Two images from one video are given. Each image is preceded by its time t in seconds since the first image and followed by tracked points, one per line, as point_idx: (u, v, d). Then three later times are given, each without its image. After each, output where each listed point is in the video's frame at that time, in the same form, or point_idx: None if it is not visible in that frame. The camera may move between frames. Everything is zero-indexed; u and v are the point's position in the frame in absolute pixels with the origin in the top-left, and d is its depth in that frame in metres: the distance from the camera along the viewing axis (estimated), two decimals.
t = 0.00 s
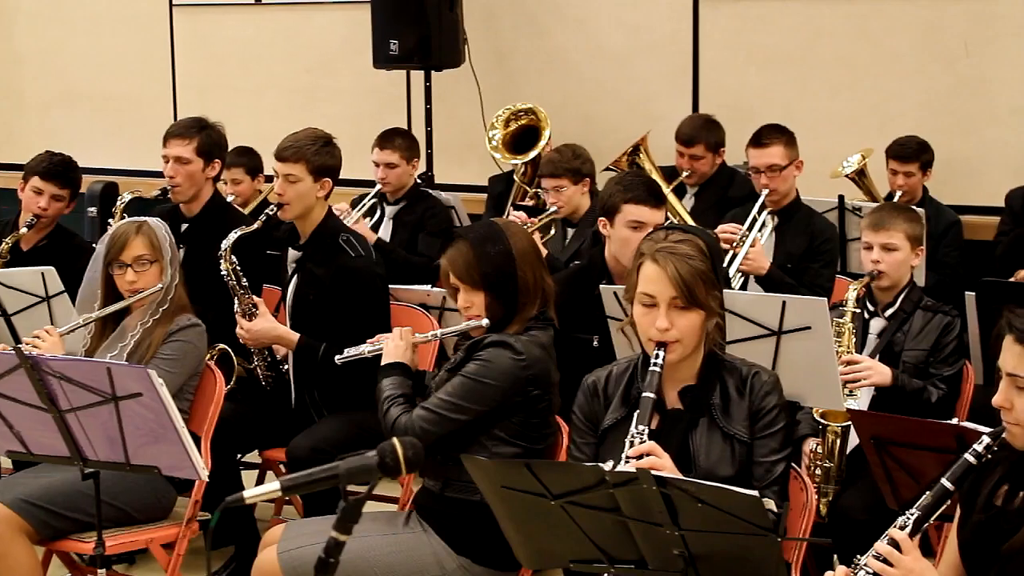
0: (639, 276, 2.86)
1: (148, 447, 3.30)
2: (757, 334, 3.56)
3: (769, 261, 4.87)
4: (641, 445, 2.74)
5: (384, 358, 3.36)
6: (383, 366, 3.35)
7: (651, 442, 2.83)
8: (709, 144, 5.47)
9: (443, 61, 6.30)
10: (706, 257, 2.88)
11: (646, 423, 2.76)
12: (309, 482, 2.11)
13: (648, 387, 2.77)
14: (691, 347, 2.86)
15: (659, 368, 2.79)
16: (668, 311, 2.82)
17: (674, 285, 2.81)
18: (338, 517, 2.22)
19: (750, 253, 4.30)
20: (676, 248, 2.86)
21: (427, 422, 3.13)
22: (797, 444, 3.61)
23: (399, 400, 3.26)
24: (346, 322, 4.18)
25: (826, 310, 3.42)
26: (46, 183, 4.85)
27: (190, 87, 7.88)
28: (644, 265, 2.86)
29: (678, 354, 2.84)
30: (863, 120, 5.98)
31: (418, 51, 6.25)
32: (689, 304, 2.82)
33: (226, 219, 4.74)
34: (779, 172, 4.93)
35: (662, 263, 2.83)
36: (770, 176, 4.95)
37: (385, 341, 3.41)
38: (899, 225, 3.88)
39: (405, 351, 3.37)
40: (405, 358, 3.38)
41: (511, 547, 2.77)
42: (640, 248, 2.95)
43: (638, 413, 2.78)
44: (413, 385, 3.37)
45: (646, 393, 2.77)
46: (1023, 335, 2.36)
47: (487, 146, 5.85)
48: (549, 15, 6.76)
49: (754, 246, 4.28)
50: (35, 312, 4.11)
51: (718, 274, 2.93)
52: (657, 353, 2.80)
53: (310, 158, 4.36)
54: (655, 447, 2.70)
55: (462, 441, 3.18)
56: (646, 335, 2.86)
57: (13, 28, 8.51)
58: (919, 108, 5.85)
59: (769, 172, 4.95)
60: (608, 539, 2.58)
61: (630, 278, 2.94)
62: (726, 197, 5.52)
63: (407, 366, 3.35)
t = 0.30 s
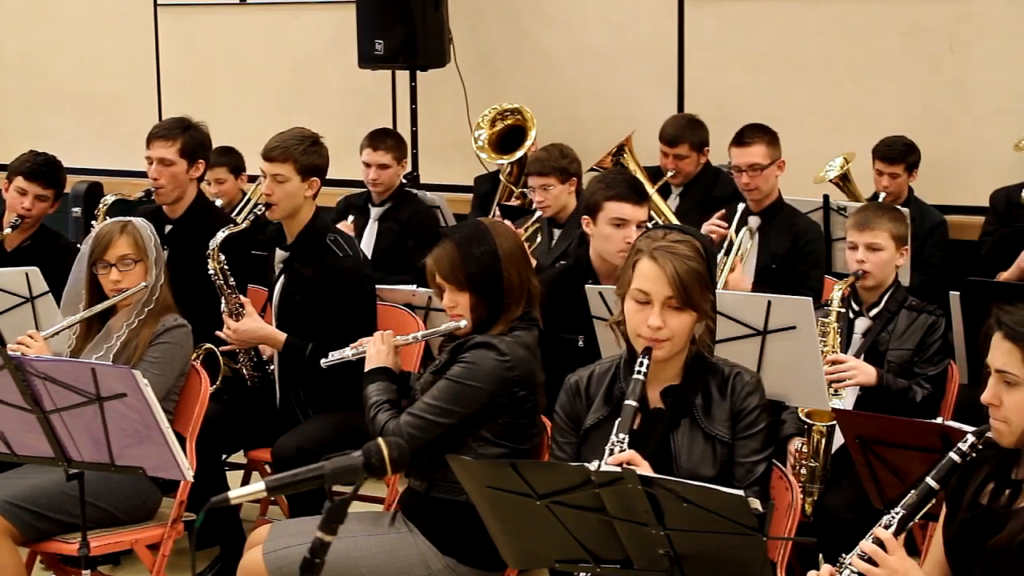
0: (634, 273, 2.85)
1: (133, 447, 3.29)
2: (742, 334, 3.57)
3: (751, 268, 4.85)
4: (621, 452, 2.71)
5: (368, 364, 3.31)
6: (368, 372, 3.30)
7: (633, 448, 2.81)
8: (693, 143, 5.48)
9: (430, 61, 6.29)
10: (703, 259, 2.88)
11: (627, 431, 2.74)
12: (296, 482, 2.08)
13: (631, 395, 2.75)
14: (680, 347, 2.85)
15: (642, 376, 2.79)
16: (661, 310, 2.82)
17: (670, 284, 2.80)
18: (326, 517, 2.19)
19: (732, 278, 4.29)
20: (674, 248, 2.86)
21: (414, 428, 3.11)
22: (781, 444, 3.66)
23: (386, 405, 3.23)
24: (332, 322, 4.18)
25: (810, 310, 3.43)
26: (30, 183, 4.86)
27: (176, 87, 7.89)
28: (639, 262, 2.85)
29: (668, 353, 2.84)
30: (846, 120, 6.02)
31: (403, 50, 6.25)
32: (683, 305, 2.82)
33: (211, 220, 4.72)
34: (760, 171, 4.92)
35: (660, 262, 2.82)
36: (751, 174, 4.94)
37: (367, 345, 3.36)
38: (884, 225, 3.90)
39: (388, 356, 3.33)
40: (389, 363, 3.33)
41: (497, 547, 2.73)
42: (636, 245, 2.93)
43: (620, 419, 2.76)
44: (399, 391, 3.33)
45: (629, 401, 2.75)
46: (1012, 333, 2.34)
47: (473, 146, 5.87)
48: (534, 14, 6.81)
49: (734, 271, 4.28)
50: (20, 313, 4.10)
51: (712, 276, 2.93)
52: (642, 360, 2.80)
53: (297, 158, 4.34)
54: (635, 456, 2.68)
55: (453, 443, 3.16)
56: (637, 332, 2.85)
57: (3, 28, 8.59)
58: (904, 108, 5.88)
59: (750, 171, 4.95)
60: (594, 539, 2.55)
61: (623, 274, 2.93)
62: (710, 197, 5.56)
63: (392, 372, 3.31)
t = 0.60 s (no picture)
0: (640, 262, 2.85)
1: (118, 449, 3.28)
2: (727, 334, 3.56)
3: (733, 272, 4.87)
4: (605, 453, 2.71)
5: (349, 369, 3.29)
6: (350, 377, 3.28)
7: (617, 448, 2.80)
8: (678, 143, 5.50)
9: (414, 61, 6.29)
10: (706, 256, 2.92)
11: (611, 433, 2.72)
12: (281, 482, 2.05)
13: (614, 396, 2.74)
14: (674, 340, 2.86)
15: (624, 375, 2.77)
16: (664, 301, 2.82)
17: (681, 275, 2.83)
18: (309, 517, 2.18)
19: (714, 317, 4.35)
20: (681, 242, 2.89)
21: (399, 430, 3.07)
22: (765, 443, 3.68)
23: (370, 409, 3.19)
24: (317, 322, 4.17)
25: (795, 309, 3.43)
26: (15, 184, 4.85)
27: (161, 87, 7.89)
28: (646, 251, 2.86)
29: (663, 345, 2.84)
30: (830, 121, 6.06)
31: (387, 51, 6.25)
32: (686, 298, 2.84)
33: (196, 220, 4.72)
34: (740, 173, 4.91)
35: (670, 253, 2.84)
36: (731, 177, 4.93)
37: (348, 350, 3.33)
38: (869, 224, 3.95)
39: (369, 360, 3.30)
40: (371, 367, 3.30)
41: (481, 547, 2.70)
42: (637, 237, 2.95)
43: (603, 422, 2.74)
44: (382, 395, 3.30)
45: (611, 402, 2.74)
46: (997, 329, 2.32)
47: (458, 146, 5.89)
48: (520, 15, 6.82)
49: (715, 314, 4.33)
50: (4, 315, 4.09)
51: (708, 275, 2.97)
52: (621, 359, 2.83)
53: (283, 158, 4.33)
54: (620, 456, 2.65)
55: (438, 444, 3.13)
56: (634, 321, 2.83)
57: None
58: (889, 108, 5.91)
59: (730, 173, 4.94)
60: (579, 539, 2.53)
61: (622, 265, 2.93)
62: (694, 197, 5.57)
63: (373, 375, 3.27)
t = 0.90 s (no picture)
0: (612, 263, 2.86)
1: (102, 449, 3.27)
2: (711, 333, 3.56)
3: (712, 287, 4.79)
4: (590, 454, 2.70)
5: (332, 372, 3.28)
6: (334, 380, 3.27)
7: (601, 449, 2.80)
8: (663, 143, 5.52)
9: (399, 61, 6.30)
10: (679, 251, 2.91)
11: (594, 432, 2.77)
12: (267, 482, 2.03)
13: (595, 394, 2.78)
14: (652, 338, 2.86)
15: (604, 375, 2.83)
16: (639, 300, 2.82)
17: (653, 273, 2.83)
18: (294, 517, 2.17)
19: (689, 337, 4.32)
20: (652, 239, 2.89)
21: (385, 432, 3.03)
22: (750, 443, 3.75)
23: (355, 412, 3.18)
24: (303, 322, 4.17)
25: (779, 309, 3.43)
26: None
27: (146, 87, 7.87)
28: (618, 252, 2.86)
29: (641, 345, 2.84)
30: (815, 121, 6.07)
31: (372, 51, 6.25)
32: (660, 296, 2.84)
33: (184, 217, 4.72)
34: (725, 189, 4.83)
35: (640, 251, 2.84)
36: (713, 193, 4.85)
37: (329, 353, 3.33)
38: (853, 224, 3.96)
39: (351, 361, 3.30)
40: (354, 369, 3.30)
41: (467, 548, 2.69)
42: (609, 238, 2.95)
43: (586, 420, 2.78)
44: (365, 397, 3.29)
45: (593, 400, 2.78)
46: (977, 327, 2.31)
47: (442, 146, 5.89)
48: (505, 15, 6.82)
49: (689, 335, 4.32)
50: None
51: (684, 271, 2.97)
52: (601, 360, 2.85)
53: (270, 158, 4.33)
54: (604, 457, 2.65)
55: (424, 446, 3.10)
56: (611, 322, 2.83)
57: None
58: (873, 107, 5.93)
59: (714, 189, 4.86)
60: (565, 540, 2.52)
61: (596, 267, 2.93)
62: (680, 196, 5.58)
63: (357, 377, 3.27)
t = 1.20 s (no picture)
0: (593, 264, 2.86)
1: (90, 449, 3.26)
2: (697, 332, 3.57)
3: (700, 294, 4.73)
4: (576, 454, 2.69)
5: (317, 373, 3.27)
6: (318, 381, 3.26)
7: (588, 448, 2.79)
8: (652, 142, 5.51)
9: (387, 61, 6.30)
10: (659, 250, 2.90)
11: (581, 430, 2.75)
12: (253, 481, 2.00)
13: (580, 395, 2.77)
14: (636, 338, 2.86)
15: (590, 374, 2.83)
16: (621, 301, 2.82)
17: (633, 273, 2.83)
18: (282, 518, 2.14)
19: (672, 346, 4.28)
20: (631, 239, 2.88)
21: (372, 432, 3.02)
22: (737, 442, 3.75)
23: (341, 412, 3.17)
24: (292, 321, 4.17)
25: (768, 309, 3.43)
26: None
27: (134, 87, 7.86)
28: (598, 252, 2.86)
29: (624, 345, 2.83)
30: (803, 121, 6.08)
31: (360, 51, 6.25)
32: (642, 295, 2.84)
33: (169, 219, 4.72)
34: (720, 202, 4.72)
35: (620, 251, 2.84)
36: (707, 204, 4.74)
37: (312, 354, 3.31)
38: (842, 224, 3.98)
39: (335, 362, 3.28)
40: (339, 370, 3.29)
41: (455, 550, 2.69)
42: (590, 238, 2.95)
43: (573, 419, 2.77)
44: (351, 397, 3.29)
45: (579, 399, 2.77)
46: (963, 328, 2.31)
47: (430, 145, 5.89)
48: (493, 15, 6.82)
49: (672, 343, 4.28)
50: None
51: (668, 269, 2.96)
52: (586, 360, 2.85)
53: (259, 158, 4.31)
54: (591, 456, 2.65)
55: (410, 446, 3.10)
56: (594, 324, 2.83)
57: None
58: (859, 107, 5.95)
59: (709, 200, 4.74)
60: (554, 540, 2.52)
61: (577, 268, 2.94)
62: (669, 196, 5.59)
63: (342, 377, 3.26)
